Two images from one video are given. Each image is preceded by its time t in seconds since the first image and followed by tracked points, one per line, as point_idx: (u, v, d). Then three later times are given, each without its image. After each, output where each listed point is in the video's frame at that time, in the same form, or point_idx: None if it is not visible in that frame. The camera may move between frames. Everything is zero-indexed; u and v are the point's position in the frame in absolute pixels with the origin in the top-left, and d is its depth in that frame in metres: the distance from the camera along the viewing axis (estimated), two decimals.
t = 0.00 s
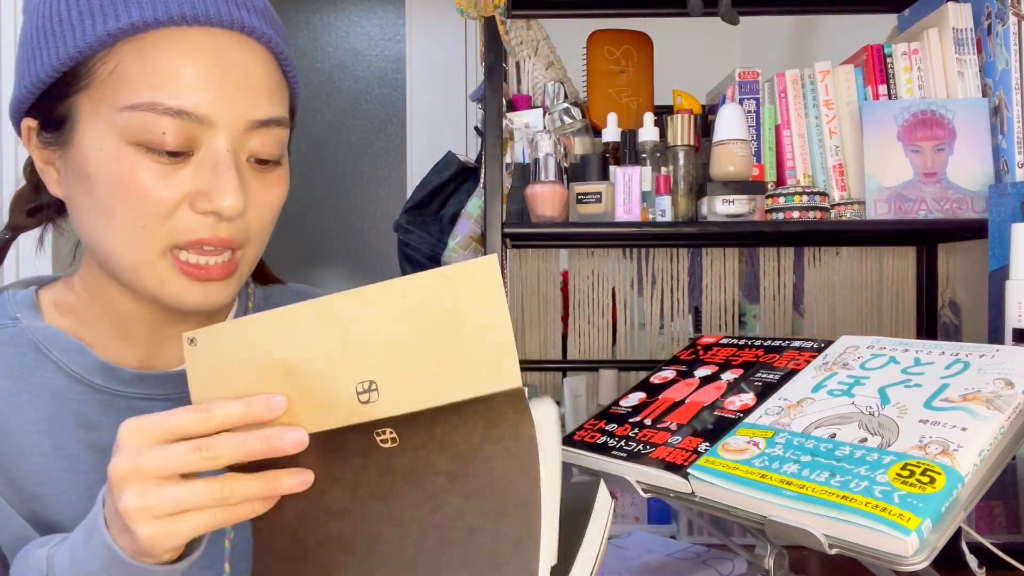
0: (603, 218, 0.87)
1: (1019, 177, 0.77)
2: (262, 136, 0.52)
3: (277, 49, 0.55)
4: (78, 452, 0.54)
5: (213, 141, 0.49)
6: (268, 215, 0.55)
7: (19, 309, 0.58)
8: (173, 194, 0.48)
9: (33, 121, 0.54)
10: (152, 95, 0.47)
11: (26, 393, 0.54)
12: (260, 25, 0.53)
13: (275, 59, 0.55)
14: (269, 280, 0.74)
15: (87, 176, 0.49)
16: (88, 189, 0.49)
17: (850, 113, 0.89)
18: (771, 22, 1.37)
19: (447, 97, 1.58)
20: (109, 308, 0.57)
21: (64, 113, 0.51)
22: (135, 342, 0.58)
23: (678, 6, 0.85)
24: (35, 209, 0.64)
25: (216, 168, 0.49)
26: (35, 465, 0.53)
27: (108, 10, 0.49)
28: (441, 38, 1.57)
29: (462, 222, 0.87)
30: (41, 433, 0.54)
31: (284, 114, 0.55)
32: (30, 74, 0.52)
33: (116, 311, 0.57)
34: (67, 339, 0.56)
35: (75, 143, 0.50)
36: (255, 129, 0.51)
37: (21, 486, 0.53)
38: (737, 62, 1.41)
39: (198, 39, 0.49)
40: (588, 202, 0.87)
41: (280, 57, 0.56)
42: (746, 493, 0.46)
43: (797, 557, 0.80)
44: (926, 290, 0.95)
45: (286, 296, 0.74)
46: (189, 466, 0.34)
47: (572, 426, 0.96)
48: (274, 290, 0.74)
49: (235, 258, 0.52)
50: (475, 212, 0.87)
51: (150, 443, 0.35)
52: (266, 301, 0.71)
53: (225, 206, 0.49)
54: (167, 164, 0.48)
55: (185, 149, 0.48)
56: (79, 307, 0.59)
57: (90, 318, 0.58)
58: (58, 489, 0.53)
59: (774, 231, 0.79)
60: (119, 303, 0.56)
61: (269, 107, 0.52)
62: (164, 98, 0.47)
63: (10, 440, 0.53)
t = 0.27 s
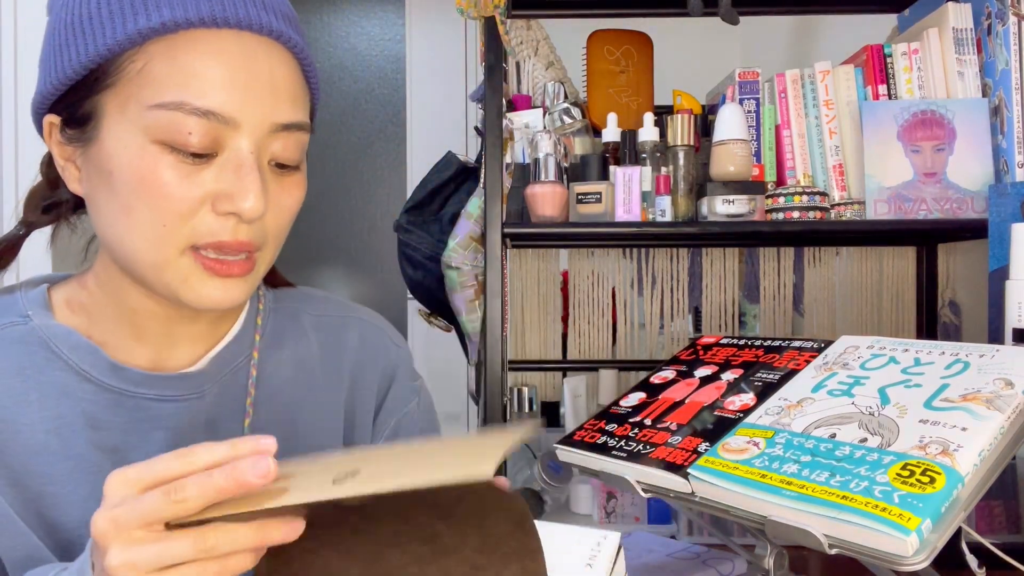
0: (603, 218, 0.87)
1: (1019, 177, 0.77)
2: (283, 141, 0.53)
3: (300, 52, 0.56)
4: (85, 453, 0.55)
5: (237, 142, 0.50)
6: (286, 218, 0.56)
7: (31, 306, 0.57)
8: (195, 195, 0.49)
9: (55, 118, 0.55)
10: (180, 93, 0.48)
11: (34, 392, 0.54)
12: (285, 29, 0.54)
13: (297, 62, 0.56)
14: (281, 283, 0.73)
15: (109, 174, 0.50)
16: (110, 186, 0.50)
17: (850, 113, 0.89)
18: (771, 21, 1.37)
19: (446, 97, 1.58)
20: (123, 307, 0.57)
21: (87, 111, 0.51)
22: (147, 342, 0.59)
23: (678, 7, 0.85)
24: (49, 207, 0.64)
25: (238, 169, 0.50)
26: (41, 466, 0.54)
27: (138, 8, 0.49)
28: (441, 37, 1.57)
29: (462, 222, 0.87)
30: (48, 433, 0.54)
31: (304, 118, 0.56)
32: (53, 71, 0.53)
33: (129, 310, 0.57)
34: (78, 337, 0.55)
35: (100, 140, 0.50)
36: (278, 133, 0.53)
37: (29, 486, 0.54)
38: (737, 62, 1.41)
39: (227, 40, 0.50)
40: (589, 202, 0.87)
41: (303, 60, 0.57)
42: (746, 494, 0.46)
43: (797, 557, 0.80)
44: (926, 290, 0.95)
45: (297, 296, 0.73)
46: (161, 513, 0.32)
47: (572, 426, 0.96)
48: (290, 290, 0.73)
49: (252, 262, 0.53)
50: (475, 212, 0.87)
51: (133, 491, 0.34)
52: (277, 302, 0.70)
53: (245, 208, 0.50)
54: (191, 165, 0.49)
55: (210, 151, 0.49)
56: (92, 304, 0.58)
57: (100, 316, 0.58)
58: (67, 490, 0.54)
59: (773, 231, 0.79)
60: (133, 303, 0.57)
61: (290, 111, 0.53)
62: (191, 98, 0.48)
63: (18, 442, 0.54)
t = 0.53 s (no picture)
0: (603, 218, 0.87)
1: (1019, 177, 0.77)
2: (293, 135, 0.54)
3: (308, 47, 0.57)
4: (90, 454, 0.55)
5: (247, 134, 0.50)
6: (297, 211, 0.56)
7: (38, 306, 0.58)
8: (207, 188, 0.49)
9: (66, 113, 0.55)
10: (191, 85, 0.49)
11: (40, 393, 0.55)
12: (295, 25, 0.55)
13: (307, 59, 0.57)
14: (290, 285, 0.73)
15: (121, 167, 0.50)
16: (120, 179, 0.50)
17: (850, 112, 0.89)
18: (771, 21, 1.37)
19: (446, 97, 1.58)
20: (131, 306, 0.57)
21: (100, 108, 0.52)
22: (154, 342, 0.59)
23: (678, 7, 0.85)
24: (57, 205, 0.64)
25: (247, 160, 0.50)
26: (45, 468, 0.54)
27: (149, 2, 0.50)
28: (441, 37, 1.57)
29: (462, 222, 0.87)
30: (52, 434, 0.54)
31: (313, 113, 0.56)
32: (64, 67, 0.53)
33: (136, 309, 0.57)
34: (85, 338, 0.56)
35: (110, 135, 0.50)
36: (288, 125, 0.53)
37: (32, 489, 0.54)
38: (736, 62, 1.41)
39: (238, 34, 0.51)
40: (589, 202, 0.87)
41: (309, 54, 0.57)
42: (746, 494, 0.46)
43: (797, 557, 0.80)
44: (926, 290, 0.95)
45: (305, 298, 0.73)
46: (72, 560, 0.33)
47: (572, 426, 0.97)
48: (300, 292, 0.73)
49: (265, 253, 0.53)
50: (475, 212, 0.87)
51: None
52: (285, 303, 0.70)
53: (256, 198, 0.50)
54: (201, 156, 0.49)
55: (220, 142, 0.49)
56: (98, 305, 0.59)
57: (107, 316, 0.58)
58: (71, 493, 0.54)
59: (773, 231, 0.79)
60: (140, 302, 0.57)
61: (300, 106, 0.54)
62: (203, 90, 0.49)
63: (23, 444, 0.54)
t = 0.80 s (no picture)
0: (604, 218, 0.87)
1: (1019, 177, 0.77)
2: (286, 133, 0.54)
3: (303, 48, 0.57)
4: (87, 455, 0.54)
5: (239, 133, 0.51)
6: (291, 210, 0.56)
7: (35, 308, 0.58)
8: (198, 187, 0.49)
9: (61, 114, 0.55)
10: (183, 86, 0.49)
11: (37, 394, 0.55)
12: (289, 24, 0.55)
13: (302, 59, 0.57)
14: (287, 284, 0.74)
15: (114, 166, 0.50)
16: (112, 179, 0.50)
17: (850, 112, 0.89)
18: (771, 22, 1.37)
19: (447, 97, 1.58)
20: (127, 308, 0.58)
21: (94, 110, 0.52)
22: (151, 343, 0.59)
23: (678, 6, 0.84)
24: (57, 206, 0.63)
25: (241, 160, 0.51)
26: (42, 468, 0.53)
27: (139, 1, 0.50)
28: (441, 37, 1.57)
29: (462, 222, 0.87)
30: (50, 435, 0.54)
31: (307, 113, 0.56)
32: (60, 66, 0.53)
33: (132, 309, 0.58)
34: (82, 338, 0.56)
35: (103, 136, 0.51)
36: (281, 124, 0.53)
37: (29, 490, 0.53)
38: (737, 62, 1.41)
39: (228, 33, 0.51)
40: (589, 202, 0.87)
41: (305, 55, 0.57)
42: (747, 494, 0.46)
43: (797, 557, 0.80)
44: (926, 290, 0.95)
45: (303, 299, 0.73)
46: None
47: (572, 427, 0.97)
48: (299, 293, 0.74)
49: (258, 253, 0.53)
50: (475, 212, 0.87)
51: None
52: (283, 303, 0.70)
53: (249, 198, 0.50)
54: (193, 156, 0.50)
55: (211, 142, 0.50)
56: (96, 306, 0.59)
57: (103, 317, 0.59)
58: (69, 494, 0.53)
59: (774, 231, 0.79)
60: (137, 302, 0.57)
61: (293, 104, 0.54)
62: (194, 90, 0.49)
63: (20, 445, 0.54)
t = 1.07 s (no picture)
0: (603, 218, 0.87)
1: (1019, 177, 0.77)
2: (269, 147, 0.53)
3: (290, 59, 0.56)
4: (86, 455, 0.54)
5: (219, 150, 0.50)
6: (275, 224, 0.56)
7: (33, 309, 0.58)
8: (177, 204, 0.49)
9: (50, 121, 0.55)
10: (160, 103, 0.49)
11: (36, 394, 0.55)
12: (272, 35, 0.54)
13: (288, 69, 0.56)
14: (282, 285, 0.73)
15: (97, 181, 0.50)
16: (96, 193, 0.51)
17: (850, 112, 0.89)
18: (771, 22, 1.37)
19: (447, 97, 1.58)
20: (121, 310, 0.58)
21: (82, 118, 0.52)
22: (146, 346, 0.59)
23: (678, 6, 0.84)
24: (54, 205, 0.64)
25: (219, 177, 0.50)
26: (41, 468, 0.54)
27: (118, 16, 0.50)
28: (441, 37, 1.57)
29: (462, 222, 0.87)
30: (48, 436, 0.54)
31: (293, 124, 0.56)
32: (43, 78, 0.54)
33: (126, 313, 0.58)
34: (79, 339, 0.56)
35: (98, 138, 0.51)
36: (262, 139, 0.52)
37: (27, 489, 0.53)
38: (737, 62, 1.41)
39: (205, 47, 0.50)
40: (589, 202, 0.87)
41: (293, 65, 0.56)
42: (747, 494, 0.46)
43: (797, 557, 0.80)
44: (926, 290, 0.95)
45: (298, 297, 0.73)
46: None
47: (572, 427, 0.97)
48: (295, 292, 0.74)
49: (237, 270, 0.53)
50: (475, 212, 0.87)
51: None
52: (279, 302, 0.70)
53: (227, 216, 0.50)
54: (171, 174, 0.50)
55: (190, 160, 0.50)
56: (92, 308, 0.59)
57: (99, 318, 0.59)
58: (68, 493, 0.54)
59: (774, 231, 0.79)
60: (130, 305, 0.57)
61: (276, 116, 0.53)
62: (170, 108, 0.49)
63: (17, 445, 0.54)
